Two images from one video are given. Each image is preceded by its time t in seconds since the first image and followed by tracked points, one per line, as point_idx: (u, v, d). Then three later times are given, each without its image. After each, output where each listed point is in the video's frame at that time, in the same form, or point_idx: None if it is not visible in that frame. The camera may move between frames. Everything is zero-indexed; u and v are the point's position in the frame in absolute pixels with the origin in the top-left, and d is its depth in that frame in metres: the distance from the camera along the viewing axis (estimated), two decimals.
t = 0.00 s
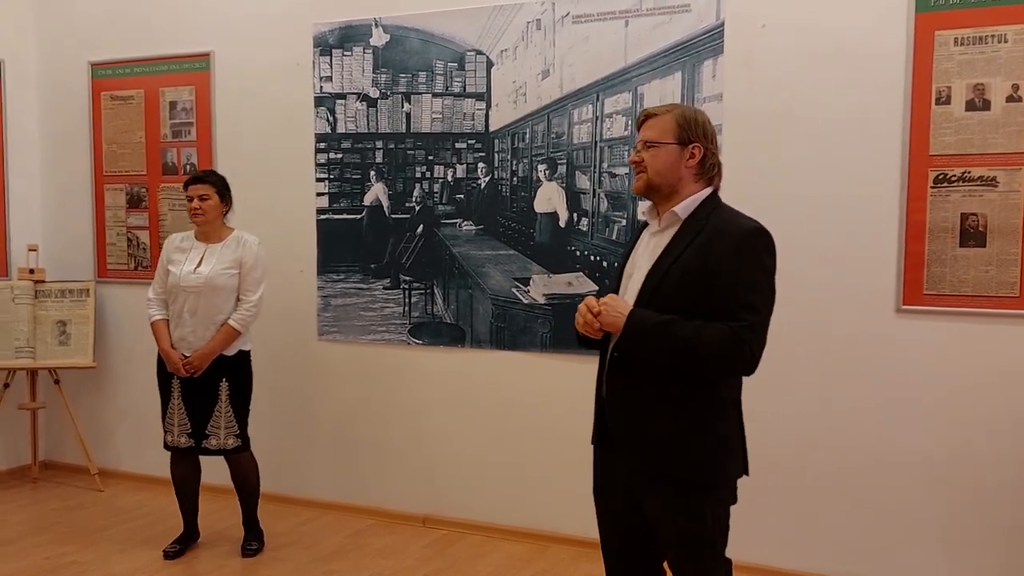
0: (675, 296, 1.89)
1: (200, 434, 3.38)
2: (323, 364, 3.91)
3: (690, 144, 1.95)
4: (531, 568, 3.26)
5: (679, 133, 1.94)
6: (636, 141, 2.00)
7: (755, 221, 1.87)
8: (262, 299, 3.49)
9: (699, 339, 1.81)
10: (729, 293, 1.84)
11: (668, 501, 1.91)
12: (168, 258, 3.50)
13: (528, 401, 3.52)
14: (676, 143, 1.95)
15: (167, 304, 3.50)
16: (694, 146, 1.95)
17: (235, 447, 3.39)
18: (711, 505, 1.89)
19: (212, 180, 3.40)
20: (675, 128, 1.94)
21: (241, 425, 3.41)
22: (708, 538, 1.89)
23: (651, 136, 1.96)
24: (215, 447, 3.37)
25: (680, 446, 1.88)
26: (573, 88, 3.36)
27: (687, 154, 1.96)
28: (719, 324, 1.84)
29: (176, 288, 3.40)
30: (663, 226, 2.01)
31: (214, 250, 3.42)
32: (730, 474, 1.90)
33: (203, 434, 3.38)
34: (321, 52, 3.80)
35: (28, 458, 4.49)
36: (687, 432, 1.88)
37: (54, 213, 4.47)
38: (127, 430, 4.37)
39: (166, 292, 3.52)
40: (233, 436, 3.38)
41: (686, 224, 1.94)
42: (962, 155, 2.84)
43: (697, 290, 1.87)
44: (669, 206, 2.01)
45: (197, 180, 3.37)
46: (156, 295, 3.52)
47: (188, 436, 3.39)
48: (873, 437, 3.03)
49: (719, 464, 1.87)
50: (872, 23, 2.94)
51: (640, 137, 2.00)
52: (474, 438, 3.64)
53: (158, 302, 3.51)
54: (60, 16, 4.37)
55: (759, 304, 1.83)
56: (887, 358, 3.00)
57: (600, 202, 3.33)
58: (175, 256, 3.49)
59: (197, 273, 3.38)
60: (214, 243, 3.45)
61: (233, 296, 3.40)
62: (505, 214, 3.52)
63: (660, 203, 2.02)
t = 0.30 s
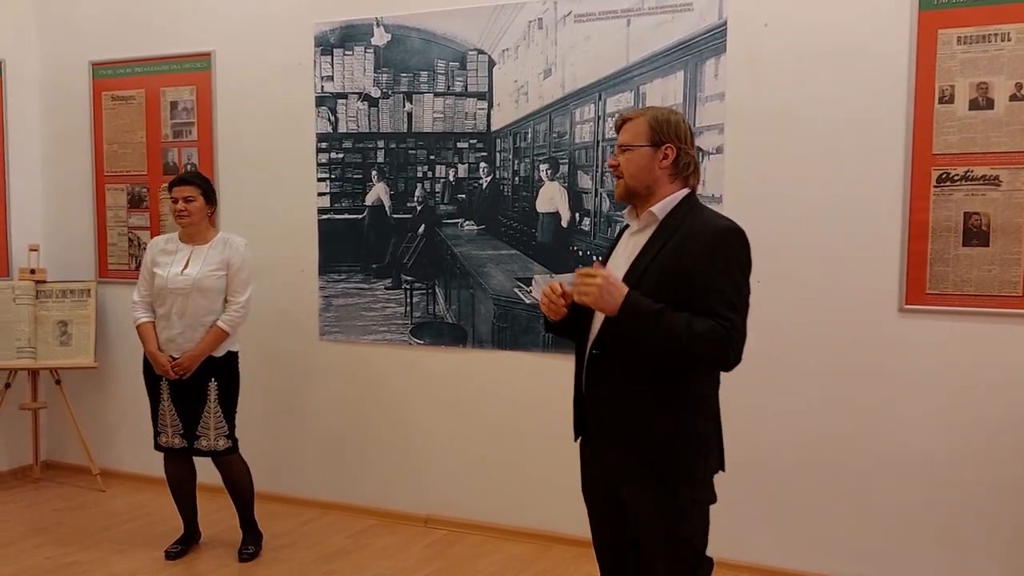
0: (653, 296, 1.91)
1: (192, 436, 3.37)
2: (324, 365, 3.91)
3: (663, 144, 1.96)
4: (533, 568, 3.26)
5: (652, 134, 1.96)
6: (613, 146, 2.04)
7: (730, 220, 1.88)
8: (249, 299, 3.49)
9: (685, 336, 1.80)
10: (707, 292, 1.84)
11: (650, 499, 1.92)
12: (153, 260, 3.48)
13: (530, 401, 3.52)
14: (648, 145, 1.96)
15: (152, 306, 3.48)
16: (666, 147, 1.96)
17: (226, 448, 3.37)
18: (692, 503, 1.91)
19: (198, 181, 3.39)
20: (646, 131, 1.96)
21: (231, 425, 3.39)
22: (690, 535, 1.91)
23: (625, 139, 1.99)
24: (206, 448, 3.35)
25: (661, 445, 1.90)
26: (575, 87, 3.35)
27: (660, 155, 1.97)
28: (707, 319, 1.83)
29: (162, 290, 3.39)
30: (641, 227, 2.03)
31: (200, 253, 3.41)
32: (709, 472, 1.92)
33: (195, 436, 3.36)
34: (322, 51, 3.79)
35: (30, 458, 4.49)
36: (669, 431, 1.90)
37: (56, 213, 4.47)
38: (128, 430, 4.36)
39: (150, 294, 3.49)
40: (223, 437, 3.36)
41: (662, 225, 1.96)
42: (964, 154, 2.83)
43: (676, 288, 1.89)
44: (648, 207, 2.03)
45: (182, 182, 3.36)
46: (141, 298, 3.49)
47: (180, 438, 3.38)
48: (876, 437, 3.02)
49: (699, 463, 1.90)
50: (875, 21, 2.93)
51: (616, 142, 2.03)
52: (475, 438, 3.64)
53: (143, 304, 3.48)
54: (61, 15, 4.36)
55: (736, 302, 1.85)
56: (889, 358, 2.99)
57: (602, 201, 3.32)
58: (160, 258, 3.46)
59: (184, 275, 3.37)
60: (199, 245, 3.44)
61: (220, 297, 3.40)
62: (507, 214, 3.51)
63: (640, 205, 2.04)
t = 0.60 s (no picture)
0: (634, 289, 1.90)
1: (193, 435, 3.36)
2: (326, 365, 3.91)
3: (642, 146, 1.97)
4: (536, 568, 3.26)
5: (632, 138, 1.98)
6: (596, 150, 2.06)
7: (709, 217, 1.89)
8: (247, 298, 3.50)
9: (667, 328, 1.78)
10: (686, 287, 1.84)
11: (635, 495, 1.93)
12: (149, 261, 3.46)
13: (532, 401, 3.51)
14: (629, 146, 1.98)
15: (150, 307, 3.46)
16: (646, 147, 1.97)
17: (229, 447, 3.37)
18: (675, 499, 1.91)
19: (193, 181, 3.39)
20: (626, 134, 1.97)
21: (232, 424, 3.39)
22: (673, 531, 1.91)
23: (607, 142, 2.01)
24: (208, 447, 3.34)
25: (643, 442, 1.90)
26: (577, 86, 3.35)
27: (641, 156, 1.98)
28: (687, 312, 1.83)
29: (161, 291, 3.39)
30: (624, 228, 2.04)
31: (197, 253, 3.41)
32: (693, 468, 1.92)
33: (196, 435, 3.36)
34: (324, 51, 3.79)
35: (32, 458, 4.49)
36: (649, 428, 1.89)
37: (58, 212, 4.47)
38: (130, 430, 4.36)
39: (148, 296, 3.47)
40: (225, 436, 3.36)
41: (646, 223, 1.97)
42: (967, 154, 2.83)
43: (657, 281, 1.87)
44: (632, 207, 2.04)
45: (178, 183, 3.36)
46: (139, 299, 3.48)
47: (182, 437, 3.37)
48: (879, 437, 3.02)
49: (680, 461, 1.89)
50: (879, 20, 2.92)
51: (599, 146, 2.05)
52: (477, 437, 3.63)
53: (141, 306, 3.47)
54: (62, 15, 4.36)
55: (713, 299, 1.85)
56: (891, 358, 2.99)
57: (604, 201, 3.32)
58: (156, 259, 3.45)
59: (183, 275, 3.36)
60: (195, 245, 3.44)
61: (219, 297, 3.41)
62: (509, 214, 3.51)
63: (624, 206, 2.06)
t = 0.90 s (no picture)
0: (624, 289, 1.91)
1: (197, 435, 3.36)
2: (328, 364, 3.90)
3: (643, 146, 1.98)
4: (540, 568, 3.25)
5: (632, 137, 1.98)
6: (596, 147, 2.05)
7: (700, 212, 1.88)
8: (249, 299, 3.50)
9: (656, 327, 1.80)
10: (674, 284, 1.83)
11: (633, 496, 1.92)
12: (151, 260, 3.46)
13: (533, 399, 3.51)
14: (630, 146, 1.98)
15: (153, 308, 3.45)
16: (647, 148, 1.97)
17: (234, 445, 3.37)
18: (675, 499, 1.91)
19: (196, 182, 3.39)
20: (628, 133, 1.97)
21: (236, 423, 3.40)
22: (673, 532, 1.90)
23: (607, 141, 2.01)
24: (212, 446, 3.35)
25: (640, 442, 1.90)
26: (580, 86, 3.35)
27: (641, 156, 1.98)
28: (674, 310, 1.82)
29: (164, 291, 3.38)
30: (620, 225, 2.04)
31: (200, 253, 3.41)
32: (693, 468, 1.91)
33: (200, 435, 3.36)
34: (327, 51, 3.79)
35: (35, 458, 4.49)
36: (644, 427, 1.89)
37: (61, 212, 4.47)
38: (133, 430, 4.36)
39: (150, 295, 3.46)
40: (229, 435, 3.36)
41: (640, 220, 1.97)
42: (971, 154, 2.82)
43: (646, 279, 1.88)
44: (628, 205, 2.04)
45: (181, 184, 3.36)
46: (140, 299, 3.46)
47: (186, 437, 3.37)
48: (883, 438, 3.01)
49: (678, 460, 1.89)
50: (882, 20, 2.92)
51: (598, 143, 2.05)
52: (480, 438, 3.63)
53: (143, 306, 3.45)
54: (66, 15, 4.36)
55: (705, 293, 1.83)
56: (895, 358, 2.98)
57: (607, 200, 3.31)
58: (158, 259, 3.45)
59: (187, 275, 3.37)
60: (198, 245, 3.44)
61: (223, 297, 3.41)
62: (511, 213, 3.50)
63: (621, 204, 2.06)
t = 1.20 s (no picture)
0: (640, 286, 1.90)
1: (193, 435, 3.36)
2: (331, 364, 3.90)
3: (678, 152, 1.97)
4: (543, 568, 3.25)
5: (672, 139, 1.96)
6: (627, 129, 1.98)
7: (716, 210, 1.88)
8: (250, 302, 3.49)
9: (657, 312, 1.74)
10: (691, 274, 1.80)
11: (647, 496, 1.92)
12: (154, 260, 3.46)
13: (536, 398, 3.51)
14: (667, 146, 1.96)
15: (154, 308, 3.45)
16: (681, 155, 1.98)
17: (228, 447, 3.36)
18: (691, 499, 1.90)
19: (201, 183, 3.39)
20: (671, 134, 1.95)
21: (231, 424, 3.39)
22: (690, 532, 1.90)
23: (646, 131, 1.96)
24: (207, 447, 3.34)
25: (656, 441, 1.89)
26: (583, 86, 3.35)
27: (673, 160, 1.98)
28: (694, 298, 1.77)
29: (165, 292, 3.38)
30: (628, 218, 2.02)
31: (203, 255, 3.41)
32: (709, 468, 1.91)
33: (196, 435, 3.35)
34: (330, 51, 3.78)
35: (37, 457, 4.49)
36: (660, 426, 1.89)
37: (63, 212, 4.47)
38: (135, 429, 4.36)
39: (152, 296, 3.47)
40: (225, 436, 3.35)
41: (654, 218, 1.96)
42: (975, 154, 2.82)
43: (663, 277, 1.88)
44: (637, 200, 2.03)
45: (185, 184, 3.36)
46: (142, 299, 3.47)
47: (182, 436, 3.37)
48: (886, 438, 3.00)
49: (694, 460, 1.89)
50: (885, 20, 2.91)
51: (632, 127, 1.98)
52: (482, 438, 3.62)
53: (145, 305, 3.46)
54: (69, 15, 4.36)
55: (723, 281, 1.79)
56: (898, 358, 2.97)
57: (610, 200, 3.32)
58: (162, 259, 3.45)
59: (188, 277, 3.37)
60: (201, 246, 3.44)
61: (223, 300, 3.40)
62: (514, 214, 3.50)
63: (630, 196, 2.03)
